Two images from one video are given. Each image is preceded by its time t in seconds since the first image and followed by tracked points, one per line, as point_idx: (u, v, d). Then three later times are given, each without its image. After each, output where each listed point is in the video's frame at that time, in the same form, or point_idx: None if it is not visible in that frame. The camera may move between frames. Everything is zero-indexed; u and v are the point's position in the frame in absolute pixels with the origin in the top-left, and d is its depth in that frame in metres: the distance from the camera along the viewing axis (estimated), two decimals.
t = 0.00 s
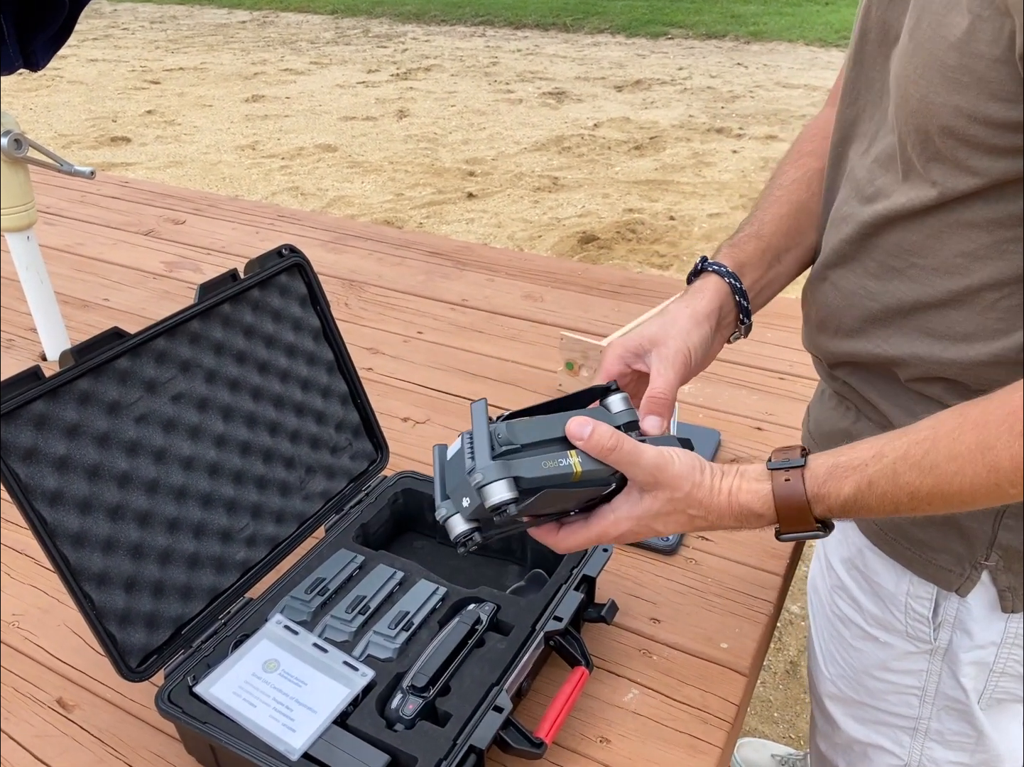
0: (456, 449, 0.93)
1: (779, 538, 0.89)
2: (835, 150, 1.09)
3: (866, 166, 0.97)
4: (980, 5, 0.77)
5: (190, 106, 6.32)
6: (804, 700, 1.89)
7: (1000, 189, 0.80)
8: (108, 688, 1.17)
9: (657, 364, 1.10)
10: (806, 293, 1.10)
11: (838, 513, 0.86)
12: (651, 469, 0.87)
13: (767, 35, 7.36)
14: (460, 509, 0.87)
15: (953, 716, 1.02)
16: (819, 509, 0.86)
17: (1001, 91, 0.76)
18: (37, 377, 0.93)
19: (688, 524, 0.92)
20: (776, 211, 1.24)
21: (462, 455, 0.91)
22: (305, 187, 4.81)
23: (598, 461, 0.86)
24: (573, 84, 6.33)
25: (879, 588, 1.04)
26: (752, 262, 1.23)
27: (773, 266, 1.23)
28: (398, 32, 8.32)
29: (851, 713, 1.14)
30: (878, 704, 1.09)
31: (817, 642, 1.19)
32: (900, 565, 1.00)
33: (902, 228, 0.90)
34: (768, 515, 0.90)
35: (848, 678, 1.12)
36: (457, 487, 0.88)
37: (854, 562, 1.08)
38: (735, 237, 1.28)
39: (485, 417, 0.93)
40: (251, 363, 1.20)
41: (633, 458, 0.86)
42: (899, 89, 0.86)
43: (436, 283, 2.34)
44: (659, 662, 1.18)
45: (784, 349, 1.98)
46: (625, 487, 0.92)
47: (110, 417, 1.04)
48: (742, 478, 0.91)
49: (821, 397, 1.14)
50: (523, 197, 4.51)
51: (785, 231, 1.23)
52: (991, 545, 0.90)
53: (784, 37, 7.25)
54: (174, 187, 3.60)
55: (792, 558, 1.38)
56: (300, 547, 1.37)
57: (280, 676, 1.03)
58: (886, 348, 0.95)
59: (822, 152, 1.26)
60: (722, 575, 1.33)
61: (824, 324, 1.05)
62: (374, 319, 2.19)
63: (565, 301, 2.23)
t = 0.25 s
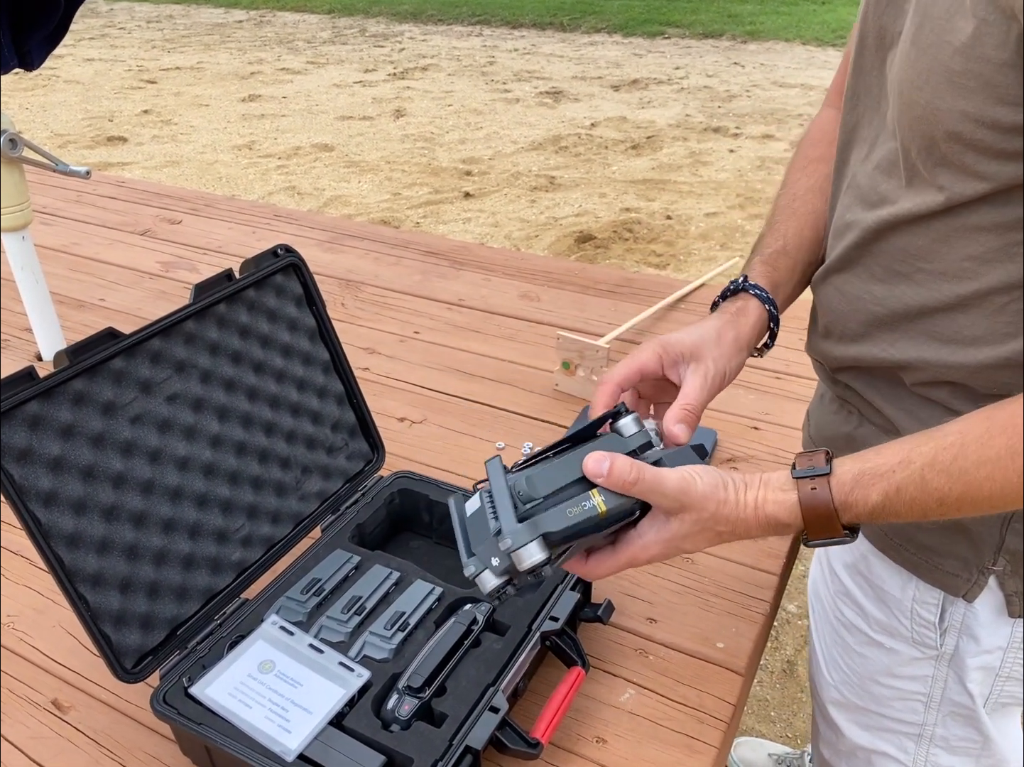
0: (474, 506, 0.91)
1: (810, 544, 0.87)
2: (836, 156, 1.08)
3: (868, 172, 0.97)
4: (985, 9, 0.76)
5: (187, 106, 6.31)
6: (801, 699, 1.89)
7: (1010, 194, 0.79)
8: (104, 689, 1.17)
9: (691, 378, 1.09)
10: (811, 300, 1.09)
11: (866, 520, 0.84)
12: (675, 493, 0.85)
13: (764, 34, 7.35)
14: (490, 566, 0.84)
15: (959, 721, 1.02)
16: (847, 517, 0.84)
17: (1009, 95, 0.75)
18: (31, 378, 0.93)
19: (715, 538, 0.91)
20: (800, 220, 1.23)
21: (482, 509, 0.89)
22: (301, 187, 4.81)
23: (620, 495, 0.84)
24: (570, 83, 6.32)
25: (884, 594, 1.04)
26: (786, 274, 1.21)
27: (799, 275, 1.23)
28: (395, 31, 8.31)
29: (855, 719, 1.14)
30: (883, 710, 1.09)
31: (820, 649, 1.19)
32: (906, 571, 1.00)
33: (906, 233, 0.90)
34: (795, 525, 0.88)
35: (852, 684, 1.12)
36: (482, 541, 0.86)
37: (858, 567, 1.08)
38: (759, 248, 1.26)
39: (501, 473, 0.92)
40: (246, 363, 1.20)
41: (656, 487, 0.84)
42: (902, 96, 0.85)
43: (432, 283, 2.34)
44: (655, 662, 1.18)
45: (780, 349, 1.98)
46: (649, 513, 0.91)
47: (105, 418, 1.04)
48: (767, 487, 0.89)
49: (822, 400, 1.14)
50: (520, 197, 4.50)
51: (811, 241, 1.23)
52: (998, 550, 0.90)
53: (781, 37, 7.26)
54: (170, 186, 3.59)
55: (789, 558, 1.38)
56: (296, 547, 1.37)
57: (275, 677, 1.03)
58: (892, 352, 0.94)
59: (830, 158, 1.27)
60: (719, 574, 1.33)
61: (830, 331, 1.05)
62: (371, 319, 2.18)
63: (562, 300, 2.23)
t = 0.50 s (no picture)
0: (488, 542, 0.90)
1: (826, 553, 0.87)
2: (836, 159, 1.08)
3: (868, 175, 0.96)
4: (984, 12, 0.75)
5: (184, 105, 6.30)
6: (798, 699, 1.89)
7: (1017, 196, 0.78)
8: (98, 690, 1.17)
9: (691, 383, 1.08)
10: (813, 305, 1.09)
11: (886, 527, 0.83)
12: (690, 514, 0.84)
13: (761, 34, 7.35)
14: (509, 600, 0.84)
15: (963, 727, 1.02)
16: (866, 525, 0.84)
17: (1013, 98, 0.75)
18: (24, 379, 0.93)
19: (733, 549, 0.90)
20: (779, 227, 1.25)
21: (496, 547, 0.88)
22: (298, 187, 4.80)
23: (635, 521, 0.83)
24: (567, 83, 6.32)
25: (886, 600, 1.04)
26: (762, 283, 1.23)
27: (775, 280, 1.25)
28: (392, 31, 8.31)
29: (859, 725, 1.14)
30: (886, 716, 1.09)
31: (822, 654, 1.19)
32: (909, 576, 1.00)
33: (910, 237, 0.89)
34: (812, 534, 0.88)
35: (855, 689, 1.12)
36: (499, 578, 0.85)
37: (860, 573, 1.07)
38: (738, 251, 1.28)
39: (513, 509, 0.90)
40: (242, 363, 1.20)
41: (670, 511, 0.83)
42: (903, 100, 0.85)
43: (429, 283, 2.34)
44: (651, 663, 1.17)
45: (777, 349, 1.98)
46: (665, 531, 0.91)
47: (99, 419, 1.03)
48: (784, 499, 0.89)
49: (823, 405, 1.15)
50: (517, 197, 4.50)
51: (788, 250, 1.25)
52: (1004, 556, 0.90)
53: (778, 36, 7.26)
54: (167, 186, 3.58)
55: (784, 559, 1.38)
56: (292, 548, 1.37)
57: (269, 678, 1.03)
58: (898, 357, 0.94)
59: (818, 161, 1.27)
60: (715, 576, 1.33)
61: (834, 337, 1.04)
62: (368, 319, 2.18)
63: (559, 301, 2.23)
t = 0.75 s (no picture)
0: (494, 564, 0.90)
1: (832, 551, 0.87)
2: (833, 159, 1.08)
3: (866, 175, 0.96)
4: (987, 12, 0.76)
5: (182, 105, 6.29)
6: (797, 698, 1.89)
7: (1020, 196, 0.78)
8: (96, 690, 1.16)
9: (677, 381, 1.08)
10: (811, 307, 1.09)
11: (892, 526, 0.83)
12: (694, 521, 0.85)
13: (760, 34, 7.35)
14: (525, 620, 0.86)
15: (960, 729, 1.02)
16: (871, 524, 0.84)
17: (1016, 98, 0.75)
18: (22, 378, 0.92)
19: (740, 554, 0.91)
20: (759, 234, 1.25)
21: (502, 568, 0.89)
22: (297, 186, 4.80)
23: (638, 532, 0.84)
24: (566, 83, 6.32)
25: (883, 602, 1.04)
26: (741, 290, 1.23)
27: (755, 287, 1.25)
28: (391, 31, 8.30)
29: (855, 726, 1.14)
30: (883, 718, 1.09)
31: (818, 655, 1.19)
32: (907, 578, 1.00)
33: (911, 237, 0.89)
34: (818, 534, 0.87)
35: (851, 690, 1.12)
36: (511, 600, 0.86)
37: (857, 575, 1.07)
38: (717, 257, 1.28)
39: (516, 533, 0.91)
40: (240, 363, 1.20)
41: (674, 520, 0.84)
42: (904, 101, 0.85)
43: (428, 282, 2.34)
44: (650, 662, 1.17)
45: (775, 348, 1.98)
46: (670, 539, 0.92)
47: (97, 418, 1.03)
48: (789, 497, 0.88)
49: (818, 405, 1.15)
50: (516, 197, 4.50)
51: (768, 257, 1.25)
52: (1001, 558, 0.90)
53: (777, 37, 7.26)
54: (166, 185, 3.58)
55: (783, 558, 1.38)
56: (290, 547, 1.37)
57: (269, 678, 1.02)
58: (899, 359, 0.94)
59: (799, 166, 1.27)
60: (714, 575, 1.33)
61: (834, 340, 1.04)
62: (367, 319, 2.18)
63: (558, 300, 2.23)
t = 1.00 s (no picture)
0: (471, 588, 0.88)
1: (823, 571, 0.86)
2: (826, 167, 1.08)
3: (863, 181, 0.96)
4: (983, 12, 0.76)
5: (181, 104, 6.29)
6: (795, 698, 1.89)
7: (1019, 198, 0.77)
8: (94, 690, 1.16)
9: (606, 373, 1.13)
10: (812, 316, 1.08)
11: (883, 542, 0.83)
12: (678, 541, 0.84)
13: (759, 34, 7.36)
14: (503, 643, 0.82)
15: (972, 733, 1.03)
16: (863, 542, 0.84)
17: (1015, 98, 0.75)
18: (21, 378, 0.92)
19: (728, 573, 0.90)
20: (730, 235, 1.26)
21: (479, 590, 0.87)
22: (296, 186, 4.80)
23: (620, 552, 0.83)
24: (565, 83, 6.32)
25: (894, 608, 1.03)
26: (702, 289, 1.24)
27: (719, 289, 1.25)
28: (390, 30, 8.30)
29: (864, 732, 1.13)
30: (893, 724, 1.09)
31: (824, 661, 1.18)
32: (918, 583, 0.99)
33: (912, 243, 0.88)
34: (808, 553, 0.87)
35: (861, 698, 1.11)
36: (486, 626, 0.84)
37: (866, 581, 1.06)
38: (693, 254, 1.29)
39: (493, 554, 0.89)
40: (239, 362, 1.20)
41: (656, 540, 0.83)
42: (902, 104, 0.85)
43: (427, 282, 2.33)
44: (648, 662, 1.17)
45: (774, 349, 1.98)
46: (655, 561, 0.91)
47: (96, 418, 1.03)
48: (778, 516, 0.88)
49: (821, 411, 1.13)
50: (515, 197, 4.50)
51: (736, 259, 1.26)
52: (1015, 562, 0.90)
53: (776, 37, 7.26)
54: (165, 185, 3.58)
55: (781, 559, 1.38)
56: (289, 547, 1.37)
57: (267, 677, 1.02)
58: (905, 366, 0.92)
59: (778, 171, 1.27)
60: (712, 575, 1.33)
61: (839, 349, 1.02)
62: (365, 319, 2.18)
63: (557, 300, 2.23)
